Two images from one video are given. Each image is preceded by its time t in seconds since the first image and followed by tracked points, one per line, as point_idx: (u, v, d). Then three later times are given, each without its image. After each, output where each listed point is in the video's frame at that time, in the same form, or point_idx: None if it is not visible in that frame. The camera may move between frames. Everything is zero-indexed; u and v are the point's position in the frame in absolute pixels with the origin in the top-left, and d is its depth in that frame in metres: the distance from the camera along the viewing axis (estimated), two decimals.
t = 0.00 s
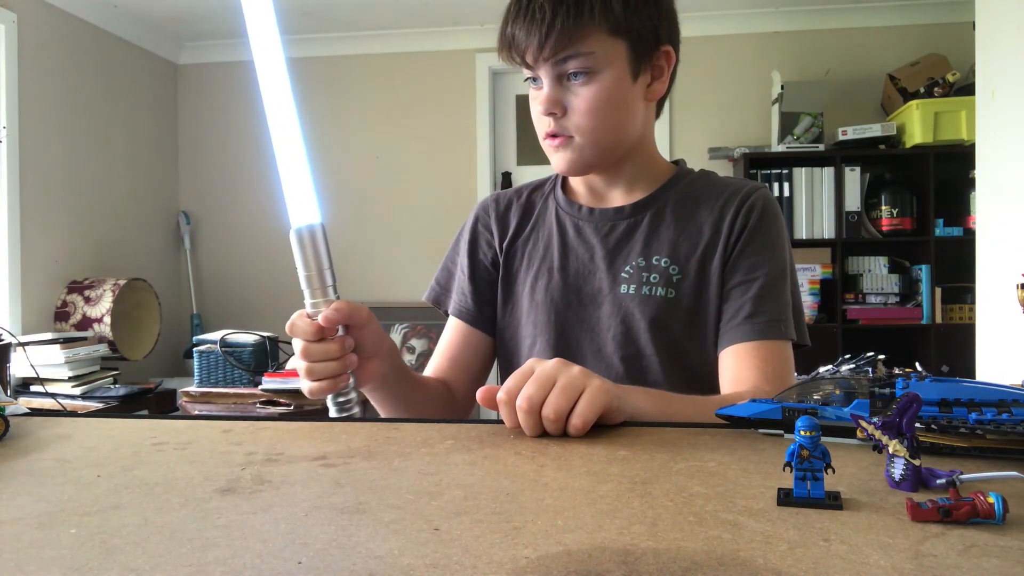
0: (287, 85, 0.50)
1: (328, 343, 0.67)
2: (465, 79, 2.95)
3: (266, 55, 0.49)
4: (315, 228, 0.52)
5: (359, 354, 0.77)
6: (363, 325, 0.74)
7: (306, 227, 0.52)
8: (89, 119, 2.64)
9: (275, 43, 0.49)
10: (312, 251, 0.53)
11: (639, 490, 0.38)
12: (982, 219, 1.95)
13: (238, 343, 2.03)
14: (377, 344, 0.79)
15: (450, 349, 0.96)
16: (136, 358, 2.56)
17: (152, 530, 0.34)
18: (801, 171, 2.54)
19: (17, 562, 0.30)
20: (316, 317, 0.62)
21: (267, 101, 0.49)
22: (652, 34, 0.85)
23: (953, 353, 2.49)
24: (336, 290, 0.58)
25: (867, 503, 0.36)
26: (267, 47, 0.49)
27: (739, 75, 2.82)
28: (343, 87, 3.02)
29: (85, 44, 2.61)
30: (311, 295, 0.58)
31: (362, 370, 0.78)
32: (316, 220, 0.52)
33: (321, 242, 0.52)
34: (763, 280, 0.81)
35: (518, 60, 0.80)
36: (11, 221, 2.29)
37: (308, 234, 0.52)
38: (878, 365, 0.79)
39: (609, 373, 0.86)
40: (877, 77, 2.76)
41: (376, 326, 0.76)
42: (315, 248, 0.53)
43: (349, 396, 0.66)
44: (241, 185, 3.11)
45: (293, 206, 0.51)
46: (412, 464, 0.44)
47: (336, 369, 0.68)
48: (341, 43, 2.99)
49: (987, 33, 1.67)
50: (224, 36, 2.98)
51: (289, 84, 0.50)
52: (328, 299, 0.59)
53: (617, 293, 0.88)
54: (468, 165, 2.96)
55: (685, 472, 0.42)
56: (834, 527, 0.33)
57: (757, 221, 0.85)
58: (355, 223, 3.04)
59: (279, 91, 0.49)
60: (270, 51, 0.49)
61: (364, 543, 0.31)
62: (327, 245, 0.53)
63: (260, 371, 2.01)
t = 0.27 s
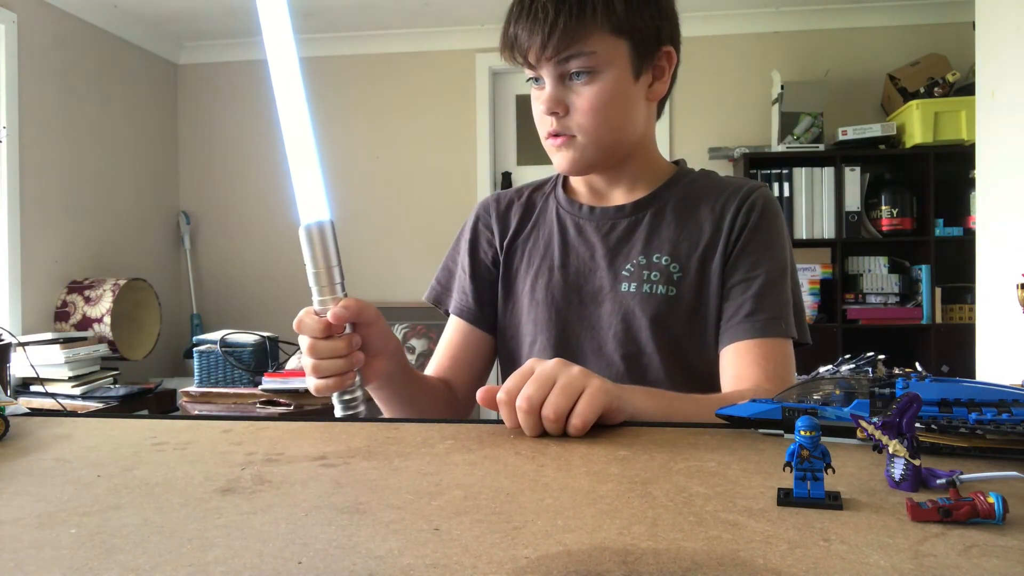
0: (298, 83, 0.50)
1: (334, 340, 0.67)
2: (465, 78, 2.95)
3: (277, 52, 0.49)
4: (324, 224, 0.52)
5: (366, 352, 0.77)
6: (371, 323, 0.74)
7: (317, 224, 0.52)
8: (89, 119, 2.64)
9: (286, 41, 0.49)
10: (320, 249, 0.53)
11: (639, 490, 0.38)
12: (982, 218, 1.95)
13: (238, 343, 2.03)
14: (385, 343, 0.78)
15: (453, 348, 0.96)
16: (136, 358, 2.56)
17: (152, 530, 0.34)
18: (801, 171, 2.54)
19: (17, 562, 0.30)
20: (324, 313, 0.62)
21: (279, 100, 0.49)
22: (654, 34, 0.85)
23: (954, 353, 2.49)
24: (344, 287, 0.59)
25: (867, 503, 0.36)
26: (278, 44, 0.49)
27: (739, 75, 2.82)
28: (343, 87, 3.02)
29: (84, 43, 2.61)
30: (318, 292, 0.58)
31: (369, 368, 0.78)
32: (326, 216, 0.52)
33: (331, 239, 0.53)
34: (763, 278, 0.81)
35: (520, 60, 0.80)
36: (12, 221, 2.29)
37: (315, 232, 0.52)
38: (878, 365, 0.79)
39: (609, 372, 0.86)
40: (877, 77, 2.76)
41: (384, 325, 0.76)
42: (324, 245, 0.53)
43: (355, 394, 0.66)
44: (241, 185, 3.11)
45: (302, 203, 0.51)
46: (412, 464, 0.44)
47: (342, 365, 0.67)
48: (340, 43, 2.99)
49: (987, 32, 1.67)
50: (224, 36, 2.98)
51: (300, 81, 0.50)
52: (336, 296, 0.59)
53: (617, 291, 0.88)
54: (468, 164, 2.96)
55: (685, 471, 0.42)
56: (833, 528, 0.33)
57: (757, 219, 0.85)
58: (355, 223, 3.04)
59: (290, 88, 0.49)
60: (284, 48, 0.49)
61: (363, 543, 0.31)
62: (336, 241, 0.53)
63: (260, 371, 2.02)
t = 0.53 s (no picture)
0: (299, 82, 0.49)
1: (339, 340, 0.67)
2: (465, 79, 2.95)
3: (277, 53, 0.48)
4: (327, 223, 0.52)
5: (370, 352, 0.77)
6: (374, 323, 0.74)
7: (320, 223, 0.52)
8: (89, 119, 2.63)
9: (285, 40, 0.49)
10: (323, 248, 0.53)
11: (639, 490, 0.38)
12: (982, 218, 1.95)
13: (238, 343, 2.03)
14: (388, 343, 0.79)
15: (454, 348, 0.96)
16: (137, 358, 2.56)
17: (151, 530, 0.34)
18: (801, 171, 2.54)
19: (17, 562, 0.30)
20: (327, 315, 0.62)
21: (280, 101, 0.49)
22: (653, 34, 0.85)
23: (954, 353, 2.49)
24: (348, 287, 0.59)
25: (867, 503, 0.36)
26: (278, 45, 0.48)
27: (739, 75, 2.82)
28: (343, 87, 3.02)
29: (85, 43, 2.61)
30: (322, 292, 0.58)
31: (372, 368, 0.78)
32: (329, 215, 0.52)
33: (334, 238, 0.53)
34: (763, 278, 0.81)
35: (520, 60, 0.80)
36: (12, 221, 2.29)
37: (318, 231, 0.52)
38: (878, 365, 0.79)
39: (609, 371, 0.86)
40: (878, 78, 2.76)
41: (387, 325, 0.76)
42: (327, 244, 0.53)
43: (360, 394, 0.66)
44: (241, 185, 3.11)
45: (305, 203, 0.51)
46: (412, 464, 0.44)
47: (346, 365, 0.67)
48: (340, 43, 2.99)
49: (988, 32, 1.67)
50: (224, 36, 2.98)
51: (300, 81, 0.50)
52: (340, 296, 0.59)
53: (617, 291, 0.88)
54: (468, 164, 2.95)
55: (685, 471, 0.42)
56: (834, 528, 0.33)
57: (757, 218, 0.85)
58: (355, 223, 3.04)
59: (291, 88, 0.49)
60: (285, 48, 0.48)
61: (363, 543, 0.31)
62: (339, 240, 0.53)
63: (260, 371, 2.02)
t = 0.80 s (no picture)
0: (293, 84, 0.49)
1: (341, 339, 0.67)
2: (465, 79, 2.95)
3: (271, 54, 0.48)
4: (324, 221, 0.52)
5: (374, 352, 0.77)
6: (375, 322, 0.74)
7: (317, 222, 0.52)
8: (89, 119, 2.63)
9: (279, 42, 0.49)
10: (323, 246, 0.53)
11: (639, 490, 0.38)
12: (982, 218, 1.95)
13: (238, 343, 2.03)
14: (390, 342, 0.79)
15: (454, 348, 0.96)
16: (136, 358, 2.56)
17: (151, 530, 0.34)
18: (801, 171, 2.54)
19: (17, 561, 0.30)
20: (328, 314, 0.63)
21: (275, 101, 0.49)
22: (654, 33, 0.85)
23: (953, 353, 2.49)
24: (349, 285, 0.59)
25: (867, 503, 0.36)
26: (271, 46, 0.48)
27: (739, 75, 2.82)
28: (343, 87, 3.02)
29: (84, 43, 2.61)
30: (322, 291, 0.58)
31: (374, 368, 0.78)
32: (326, 214, 0.52)
33: (332, 237, 0.53)
34: (763, 278, 0.81)
35: (521, 60, 0.80)
36: (12, 220, 2.29)
37: (316, 229, 0.52)
38: (878, 365, 0.79)
39: (609, 370, 0.86)
40: (878, 78, 2.76)
41: (388, 323, 0.76)
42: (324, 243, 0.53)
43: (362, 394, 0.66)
44: (241, 185, 3.11)
45: (302, 202, 0.51)
46: (412, 464, 0.44)
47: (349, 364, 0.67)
48: (340, 43, 2.99)
49: (988, 32, 1.67)
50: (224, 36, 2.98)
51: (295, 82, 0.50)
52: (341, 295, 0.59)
53: (617, 290, 0.88)
54: (468, 164, 2.95)
55: (685, 472, 0.42)
56: (834, 527, 0.33)
57: (757, 218, 0.85)
58: (355, 223, 3.04)
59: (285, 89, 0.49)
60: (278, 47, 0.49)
61: (363, 543, 0.31)
62: (337, 239, 0.53)
63: (260, 371, 2.02)
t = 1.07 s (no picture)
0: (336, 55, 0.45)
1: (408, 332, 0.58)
2: (465, 79, 2.95)
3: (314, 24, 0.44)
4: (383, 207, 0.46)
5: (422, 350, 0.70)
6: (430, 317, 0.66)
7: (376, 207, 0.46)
8: (89, 119, 2.63)
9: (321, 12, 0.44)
10: (382, 237, 0.46)
11: (639, 490, 0.38)
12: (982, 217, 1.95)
13: (238, 343, 2.03)
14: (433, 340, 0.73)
15: (456, 342, 0.94)
16: (137, 358, 2.56)
17: (151, 530, 0.34)
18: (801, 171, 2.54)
19: (17, 561, 0.30)
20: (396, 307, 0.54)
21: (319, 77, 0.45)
22: (675, 34, 0.86)
23: (953, 353, 2.49)
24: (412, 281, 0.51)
25: (867, 503, 0.36)
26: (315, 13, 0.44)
27: (738, 76, 2.82)
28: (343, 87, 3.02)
29: (84, 43, 2.61)
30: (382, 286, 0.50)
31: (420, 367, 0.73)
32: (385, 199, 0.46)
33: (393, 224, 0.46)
34: (767, 280, 0.81)
35: (550, 45, 0.78)
36: (12, 220, 2.29)
37: (375, 220, 0.45)
38: (877, 365, 0.79)
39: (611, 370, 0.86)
40: (878, 77, 2.76)
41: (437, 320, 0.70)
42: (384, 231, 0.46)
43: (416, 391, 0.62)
44: (241, 186, 3.11)
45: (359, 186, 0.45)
46: (412, 464, 0.44)
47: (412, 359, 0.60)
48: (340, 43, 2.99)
49: (988, 31, 1.66)
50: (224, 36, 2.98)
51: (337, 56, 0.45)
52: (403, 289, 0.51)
53: (620, 290, 0.88)
54: (468, 164, 2.95)
55: (685, 471, 0.42)
56: (833, 527, 0.33)
57: (761, 221, 0.85)
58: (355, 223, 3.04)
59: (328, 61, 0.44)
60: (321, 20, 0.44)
61: (363, 543, 0.31)
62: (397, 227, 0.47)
63: (260, 371, 2.02)
